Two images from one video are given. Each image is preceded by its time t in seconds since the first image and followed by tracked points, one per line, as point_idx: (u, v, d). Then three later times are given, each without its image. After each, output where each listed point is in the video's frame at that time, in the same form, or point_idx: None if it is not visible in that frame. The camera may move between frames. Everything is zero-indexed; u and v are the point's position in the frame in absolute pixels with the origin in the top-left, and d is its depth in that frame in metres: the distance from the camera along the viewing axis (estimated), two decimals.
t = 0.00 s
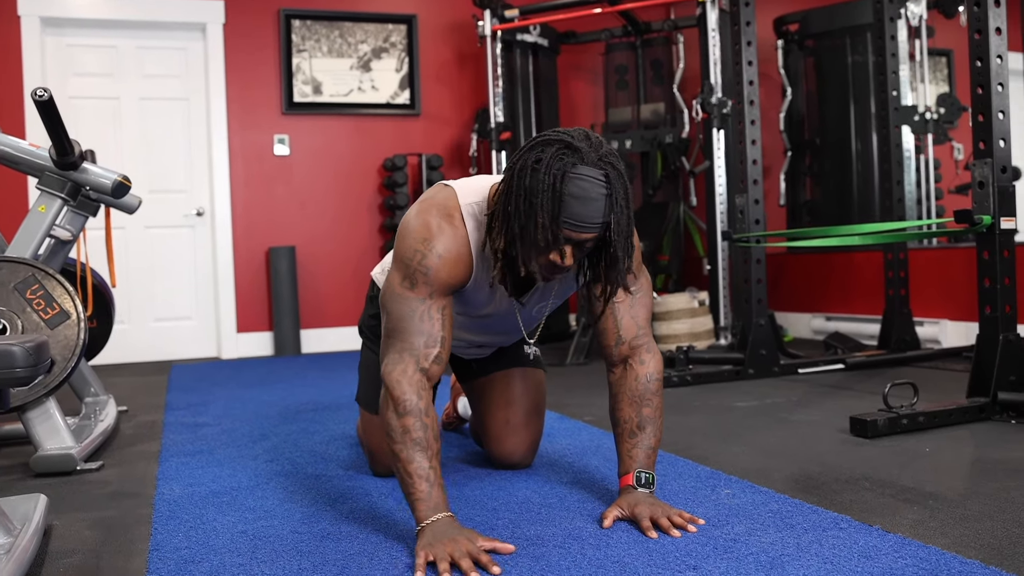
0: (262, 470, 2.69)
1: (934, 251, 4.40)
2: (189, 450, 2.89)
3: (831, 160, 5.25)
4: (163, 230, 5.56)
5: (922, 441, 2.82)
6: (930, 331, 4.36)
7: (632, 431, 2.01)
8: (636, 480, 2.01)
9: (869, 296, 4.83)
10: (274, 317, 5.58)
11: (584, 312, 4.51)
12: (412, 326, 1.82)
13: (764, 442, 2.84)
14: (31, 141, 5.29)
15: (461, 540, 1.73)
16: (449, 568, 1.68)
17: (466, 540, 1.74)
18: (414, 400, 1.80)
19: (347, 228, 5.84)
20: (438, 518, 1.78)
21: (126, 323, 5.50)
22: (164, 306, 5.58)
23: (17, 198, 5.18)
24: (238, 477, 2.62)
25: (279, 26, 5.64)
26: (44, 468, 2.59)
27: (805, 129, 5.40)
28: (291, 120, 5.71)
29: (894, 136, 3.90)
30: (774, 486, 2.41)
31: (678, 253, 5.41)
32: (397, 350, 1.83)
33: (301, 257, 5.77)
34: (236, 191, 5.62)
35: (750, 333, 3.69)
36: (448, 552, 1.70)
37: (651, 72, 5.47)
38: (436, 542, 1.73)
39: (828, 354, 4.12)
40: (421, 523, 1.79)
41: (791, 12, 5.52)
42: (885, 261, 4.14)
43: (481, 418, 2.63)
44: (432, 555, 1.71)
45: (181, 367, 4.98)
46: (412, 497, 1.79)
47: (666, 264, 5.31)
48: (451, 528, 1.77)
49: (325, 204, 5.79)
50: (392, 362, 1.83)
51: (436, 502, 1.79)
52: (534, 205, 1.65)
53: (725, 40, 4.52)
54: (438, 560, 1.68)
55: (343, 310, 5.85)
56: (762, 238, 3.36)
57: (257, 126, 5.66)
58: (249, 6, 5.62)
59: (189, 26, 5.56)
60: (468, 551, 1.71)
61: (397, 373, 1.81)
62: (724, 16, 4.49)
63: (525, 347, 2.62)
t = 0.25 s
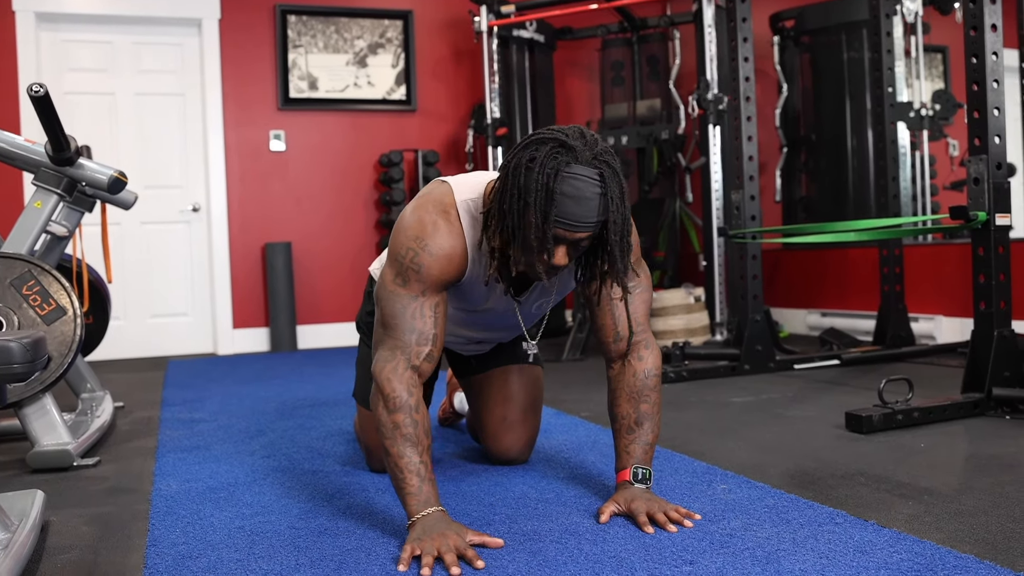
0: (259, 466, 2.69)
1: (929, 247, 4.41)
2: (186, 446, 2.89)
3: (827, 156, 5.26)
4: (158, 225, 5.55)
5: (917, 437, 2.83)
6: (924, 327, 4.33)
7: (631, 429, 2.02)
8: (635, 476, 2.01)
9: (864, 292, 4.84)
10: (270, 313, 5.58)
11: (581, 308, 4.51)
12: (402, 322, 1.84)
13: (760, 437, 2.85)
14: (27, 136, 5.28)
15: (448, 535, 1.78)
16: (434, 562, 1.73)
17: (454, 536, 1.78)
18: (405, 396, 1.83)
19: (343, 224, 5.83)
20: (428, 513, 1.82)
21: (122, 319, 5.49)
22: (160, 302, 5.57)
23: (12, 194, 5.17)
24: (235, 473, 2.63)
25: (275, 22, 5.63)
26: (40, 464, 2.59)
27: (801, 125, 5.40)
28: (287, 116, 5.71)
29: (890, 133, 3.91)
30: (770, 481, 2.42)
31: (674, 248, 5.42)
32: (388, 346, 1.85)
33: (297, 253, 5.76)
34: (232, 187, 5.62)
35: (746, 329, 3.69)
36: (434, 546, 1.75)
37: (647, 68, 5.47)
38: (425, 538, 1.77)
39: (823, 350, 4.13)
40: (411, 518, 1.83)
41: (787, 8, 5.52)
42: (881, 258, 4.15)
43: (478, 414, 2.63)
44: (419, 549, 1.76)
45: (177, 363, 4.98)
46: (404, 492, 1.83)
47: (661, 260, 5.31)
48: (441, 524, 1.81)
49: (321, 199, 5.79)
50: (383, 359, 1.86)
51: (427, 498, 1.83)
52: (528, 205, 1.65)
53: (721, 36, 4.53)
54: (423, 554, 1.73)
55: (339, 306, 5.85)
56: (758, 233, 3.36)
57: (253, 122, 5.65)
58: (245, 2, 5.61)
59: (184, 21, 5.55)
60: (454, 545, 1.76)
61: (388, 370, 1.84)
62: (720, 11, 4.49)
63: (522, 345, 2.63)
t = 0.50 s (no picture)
0: (251, 454, 2.69)
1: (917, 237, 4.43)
2: (176, 434, 2.89)
3: (817, 146, 5.27)
4: (148, 213, 5.52)
5: (905, 424, 2.85)
6: (913, 317, 4.33)
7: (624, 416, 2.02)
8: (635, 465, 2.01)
9: (853, 282, 4.86)
10: (260, 302, 5.57)
11: (571, 296, 4.52)
12: (396, 307, 1.85)
13: (750, 425, 2.87)
14: (15, 123, 5.24)
15: (439, 522, 1.81)
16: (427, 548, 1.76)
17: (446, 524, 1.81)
18: (399, 384, 1.84)
19: (334, 213, 5.82)
20: (420, 500, 1.85)
21: (112, 307, 5.47)
22: (150, 290, 5.55)
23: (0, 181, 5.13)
24: (226, 461, 2.62)
25: (264, 9, 5.60)
26: (30, 452, 2.59)
27: (791, 115, 5.41)
28: (277, 104, 5.68)
29: (880, 123, 3.92)
30: (760, 468, 2.43)
31: (664, 237, 5.44)
32: (383, 331, 1.86)
33: (287, 241, 5.75)
34: (221, 175, 5.60)
35: (736, 317, 3.71)
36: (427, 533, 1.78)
37: (638, 56, 5.47)
38: (416, 525, 1.80)
39: (812, 339, 4.15)
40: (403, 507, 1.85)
41: None
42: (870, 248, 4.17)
43: (469, 402, 2.64)
44: (411, 536, 1.78)
45: (167, 351, 4.96)
46: (396, 484, 1.85)
47: (652, 249, 5.33)
48: (433, 511, 1.84)
49: (312, 188, 5.77)
50: (378, 343, 1.86)
51: (418, 489, 1.85)
52: (499, 180, 1.66)
53: (713, 24, 4.52)
54: (416, 542, 1.76)
55: (330, 294, 5.85)
56: (748, 223, 3.37)
57: (243, 110, 5.63)
58: None
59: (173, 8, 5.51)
60: (446, 532, 1.79)
61: (383, 355, 1.85)
62: None
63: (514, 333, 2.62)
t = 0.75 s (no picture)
0: (247, 451, 2.69)
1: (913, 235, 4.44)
2: (173, 431, 2.89)
3: (813, 144, 5.27)
4: (144, 210, 5.52)
5: (900, 422, 2.86)
6: (908, 314, 4.34)
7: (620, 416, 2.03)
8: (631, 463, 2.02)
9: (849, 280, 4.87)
10: (257, 299, 5.57)
11: (568, 293, 4.52)
12: (392, 306, 1.85)
13: (745, 423, 2.87)
14: (10, 120, 5.23)
15: (436, 520, 1.81)
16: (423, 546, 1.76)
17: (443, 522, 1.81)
18: (395, 382, 1.85)
19: (331, 211, 5.82)
20: (417, 499, 1.85)
21: (108, 304, 5.47)
22: (147, 287, 5.55)
23: None
24: (223, 459, 2.62)
25: (261, 6, 5.59)
26: (26, 449, 2.59)
27: (788, 113, 5.41)
28: (274, 101, 5.67)
29: (876, 121, 3.92)
30: (756, 466, 2.44)
31: (660, 235, 5.44)
32: (380, 329, 1.86)
33: (283, 239, 5.74)
34: (218, 172, 5.59)
35: (733, 315, 3.72)
36: (424, 532, 1.78)
37: (634, 54, 5.46)
38: (412, 523, 1.80)
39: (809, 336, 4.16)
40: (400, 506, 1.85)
41: None
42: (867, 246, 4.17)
43: (465, 400, 2.64)
44: (407, 534, 1.79)
45: (163, 349, 4.96)
46: (393, 482, 1.85)
47: (648, 247, 5.33)
48: (431, 510, 1.84)
49: (308, 185, 5.77)
50: (375, 342, 1.87)
51: (415, 487, 1.85)
52: (496, 178, 1.66)
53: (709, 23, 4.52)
54: (412, 539, 1.76)
55: (328, 291, 5.84)
56: (745, 221, 3.38)
57: (240, 108, 5.62)
58: None
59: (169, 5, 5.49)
60: (443, 530, 1.79)
61: (380, 354, 1.85)
62: None
63: (510, 331, 2.63)
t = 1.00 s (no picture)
0: (241, 451, 2.69)
1: (908, 236, 4.45)
2: (166, 431, 2.88)
3: (808, 145, 5.28)
4: (139, 209, 5.51)
5: (893, 423, 2.86)
6: (902, 315, 4.35)
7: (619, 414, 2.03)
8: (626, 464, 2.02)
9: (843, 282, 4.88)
10: (251, 299, 5.56)
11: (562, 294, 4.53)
12: (389, 305, 1.85)
13: (739, 423, 2.87)
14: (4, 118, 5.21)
15: (429, 520, 1.81)
16: (416, 546, 1.77)
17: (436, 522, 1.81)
18: (392, 382, 1.85)
19: (326, 210, 5.81)
20: (411, 498, 1.85)
21: (102, 303, 5.46)
22: (141, 286, 5.53)
23: None
24: (216, 458, 2.62)
25: (256, 5, 5.58)
26: (18, 448, 2.58)
27: (783, 114, 5.41)
28: (269, 99, 5.67)
29: (870, 123, 3.93)
30: (749, 467, 2.44)
31: (655, 235, 5.45)
32: (376, 329, 1.86)
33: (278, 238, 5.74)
34: (212, 171, 5.58)
35: (727, 316, 3.72)
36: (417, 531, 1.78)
37: (630, 54, 5.47)
38: (405, 523, 1.80)
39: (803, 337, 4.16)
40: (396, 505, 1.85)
41: None
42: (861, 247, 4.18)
43: (460, 399, 2.64)
44: (400, 534, 1.79)
45: (157, 348, 4.94)
46: (388, 481, 1.86)
47: (642, 247, 5.34)
48: (425, 510, 1.85)
49: (303, 184, 5.76)
50: (371, 342, 1.87)
51: (410, 487, 1.86)
52: (481, 155, 1.66)
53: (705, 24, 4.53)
54: (405, 539, 1.77)
55: (322, 291, 5.84)
56: (739, 222, 3.38)
57: (235, 107, 5.61)
58: None
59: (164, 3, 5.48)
60: (435, 530, 1.79)
61: (376, 353, 1.85)
62: None
63: (507, 332, 2.63)
